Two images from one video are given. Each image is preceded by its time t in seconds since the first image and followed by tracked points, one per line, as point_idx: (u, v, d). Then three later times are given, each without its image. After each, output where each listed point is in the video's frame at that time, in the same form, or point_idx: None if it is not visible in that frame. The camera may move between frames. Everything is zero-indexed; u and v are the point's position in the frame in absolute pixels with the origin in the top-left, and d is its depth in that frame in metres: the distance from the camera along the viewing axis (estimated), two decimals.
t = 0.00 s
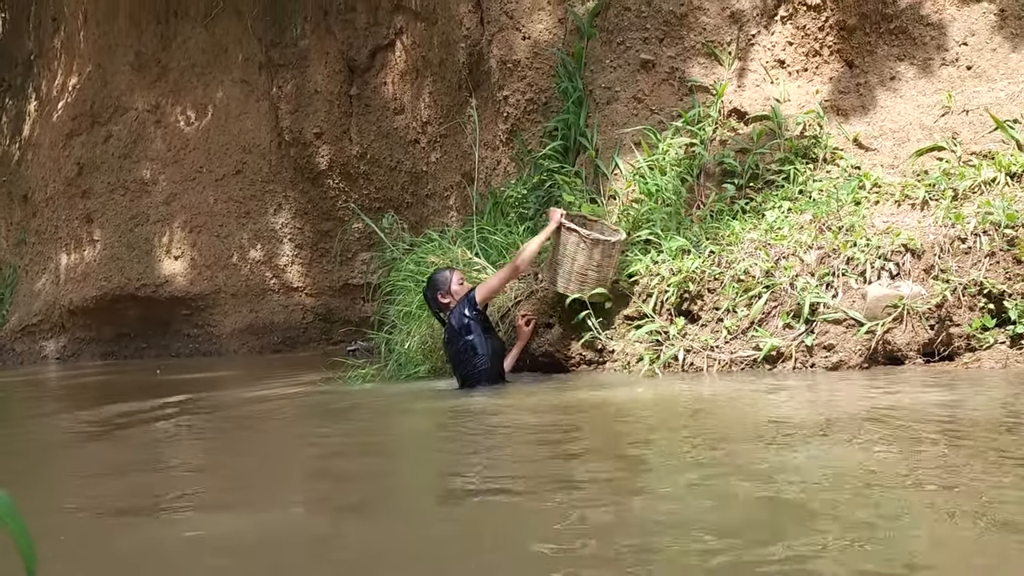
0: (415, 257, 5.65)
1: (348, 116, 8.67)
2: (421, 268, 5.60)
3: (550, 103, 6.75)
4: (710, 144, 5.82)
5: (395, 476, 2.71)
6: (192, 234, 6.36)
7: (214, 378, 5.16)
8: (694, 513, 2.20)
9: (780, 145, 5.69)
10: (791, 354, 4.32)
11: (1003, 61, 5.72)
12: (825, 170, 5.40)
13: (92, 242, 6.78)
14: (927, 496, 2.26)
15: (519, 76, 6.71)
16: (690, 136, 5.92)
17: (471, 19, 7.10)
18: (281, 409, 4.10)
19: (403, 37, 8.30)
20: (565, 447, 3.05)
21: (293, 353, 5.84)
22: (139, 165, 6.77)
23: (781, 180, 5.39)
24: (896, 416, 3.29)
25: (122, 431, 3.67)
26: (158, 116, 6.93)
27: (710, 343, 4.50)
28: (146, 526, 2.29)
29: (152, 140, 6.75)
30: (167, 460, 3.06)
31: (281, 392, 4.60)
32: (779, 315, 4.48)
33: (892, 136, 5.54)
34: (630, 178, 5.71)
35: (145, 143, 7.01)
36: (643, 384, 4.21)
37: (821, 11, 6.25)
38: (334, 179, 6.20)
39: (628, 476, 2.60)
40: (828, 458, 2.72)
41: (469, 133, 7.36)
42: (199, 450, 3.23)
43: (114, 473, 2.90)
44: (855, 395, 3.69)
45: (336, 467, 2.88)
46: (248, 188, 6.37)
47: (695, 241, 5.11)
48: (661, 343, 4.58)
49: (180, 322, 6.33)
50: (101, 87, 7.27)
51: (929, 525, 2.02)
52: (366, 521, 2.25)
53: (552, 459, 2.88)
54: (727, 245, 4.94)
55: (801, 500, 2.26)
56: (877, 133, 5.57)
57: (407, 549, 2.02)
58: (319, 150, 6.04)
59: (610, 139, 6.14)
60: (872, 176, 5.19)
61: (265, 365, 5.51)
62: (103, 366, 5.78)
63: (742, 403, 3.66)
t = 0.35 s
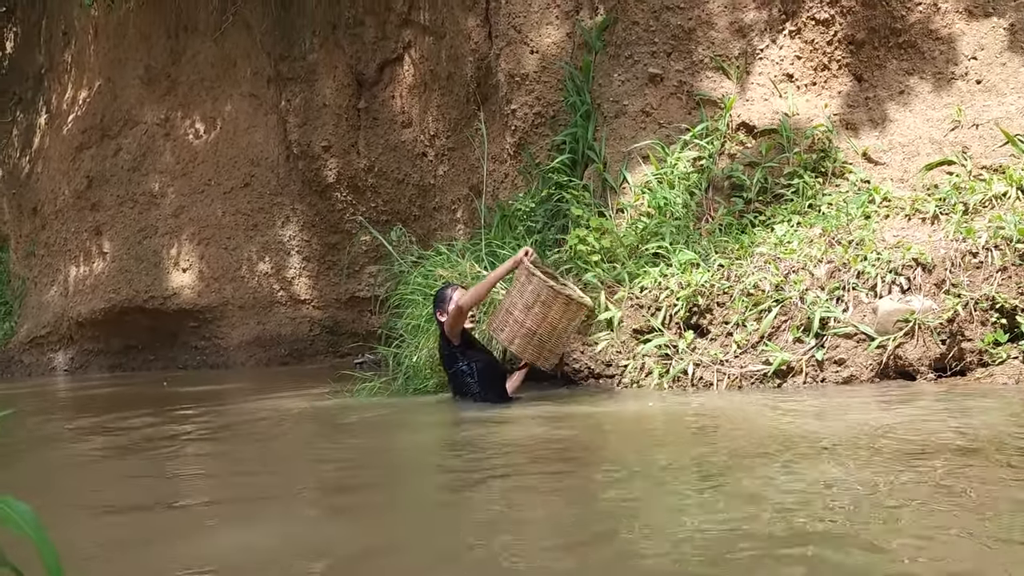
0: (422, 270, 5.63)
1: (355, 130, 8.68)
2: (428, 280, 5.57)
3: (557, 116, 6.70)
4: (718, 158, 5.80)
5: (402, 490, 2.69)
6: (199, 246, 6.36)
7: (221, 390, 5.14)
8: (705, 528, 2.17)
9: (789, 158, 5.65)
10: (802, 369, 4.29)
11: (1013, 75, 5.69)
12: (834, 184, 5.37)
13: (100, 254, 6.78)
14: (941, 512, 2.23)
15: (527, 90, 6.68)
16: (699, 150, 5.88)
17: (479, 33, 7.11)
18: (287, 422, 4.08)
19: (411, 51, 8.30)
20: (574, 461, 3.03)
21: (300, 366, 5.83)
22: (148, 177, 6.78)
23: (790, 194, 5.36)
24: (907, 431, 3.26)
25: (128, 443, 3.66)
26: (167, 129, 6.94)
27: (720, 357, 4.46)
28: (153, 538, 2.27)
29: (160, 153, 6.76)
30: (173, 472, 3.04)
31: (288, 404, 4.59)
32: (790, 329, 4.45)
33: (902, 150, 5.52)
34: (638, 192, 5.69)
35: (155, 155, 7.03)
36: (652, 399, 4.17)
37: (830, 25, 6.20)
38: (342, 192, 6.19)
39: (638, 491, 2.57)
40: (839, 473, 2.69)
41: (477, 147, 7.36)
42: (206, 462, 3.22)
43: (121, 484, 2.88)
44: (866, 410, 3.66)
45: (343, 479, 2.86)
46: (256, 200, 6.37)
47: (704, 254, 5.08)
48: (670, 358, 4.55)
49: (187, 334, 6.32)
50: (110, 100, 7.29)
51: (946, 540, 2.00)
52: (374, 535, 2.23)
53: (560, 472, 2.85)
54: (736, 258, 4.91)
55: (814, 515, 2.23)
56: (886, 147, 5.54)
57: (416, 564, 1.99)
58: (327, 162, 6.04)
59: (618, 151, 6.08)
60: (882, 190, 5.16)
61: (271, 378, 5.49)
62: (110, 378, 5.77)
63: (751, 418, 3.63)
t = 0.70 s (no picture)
0: (435, 279, 5.63)
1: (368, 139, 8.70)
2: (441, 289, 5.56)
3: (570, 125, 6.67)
4: (732, 168, 5.77)
5: (413, 498, 2.68)
6: (213, 255, 6.38)
7: (233, 398, 5.16)
8: (717, 538, 2.16)
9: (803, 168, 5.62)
10: (817, 380, 4.25)
11: None
12: (849, 195, 5.32)
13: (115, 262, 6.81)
14: (957, 524, 2.20)
15: (540, 100, 6.67)
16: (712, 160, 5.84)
17: (492, 43, 7.12)
18: (298, 430, 4.07)
19: (425, 61, 8.32)
20: (586, 471, 3.01)
21: (312, 374, 5.83)
22: (163, 186, 6.81)
23: (805, 205, 5.32)
24: (923, 442, 3.23)
25: (141, 450, 3.67)
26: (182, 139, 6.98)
27: (734, 368, 4.43)
28: (166, 546, 2.26)
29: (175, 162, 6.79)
30: (184, 479, 3.05)
31: (300, 413, 4.59)
32: (805, 340, 4.40)
33: (917, 160, 5.47)
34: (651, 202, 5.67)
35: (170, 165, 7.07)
36: (664, 410, 4.14)
37: (844, 35, 6.15)
38: (355, 201, 6.19)
39: (650, 501, 2.56)
40: (853, 484, 2.67)
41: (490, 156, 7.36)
42: (218, 469, 3.22)
43: (134, 491, 2.88)
44: (882, 422, 3.62)
45: (356, 489, 2.84)
46: (269, 209, 6.38)
47: (718, 265, 5.05)
48: (684, 368, 4.51)
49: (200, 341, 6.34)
50: (127, 110, 7.35)
51: (969, 554, 1.96)
52: (384, 543, 2.22)
53: (572, 482, 2.84)
54: (750, 269, 4.88)
55: (827, 527, 2.21)
56: (901, 157, 5.49)
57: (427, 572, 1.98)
58: (340, 172, 6.05)
59: (632, 161, 6.06)
60: (897, 201, 5.12)
61: (283, 386, 5.50)
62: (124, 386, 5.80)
63: (765, 429, 3.60)
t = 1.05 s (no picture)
0: (449, 282, 5.63)
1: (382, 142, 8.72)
2: (454, 292, 5.56)
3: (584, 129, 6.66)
4: (746, 171, 5.73)
5: (424, 501, 2.68)
6: (229, 258, 6.40)
7: (247, 401, 5.18)
8: (729, 542, 2.15)
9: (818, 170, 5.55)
10: (833, 384, 4.22)
11: None
12: (865, 198, 5.27)
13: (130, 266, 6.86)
14: (972, 529, 2.18)
15: (553, 103, 6.65)
16: (727, 163, 5.80)
17: (505, 47, 7.11)
18: (311, 433, 4.09)
19: (438, 65, 8.32)
20: (598, 474, 3.00)
21: (325, 377, 5.85)
22: (178, 191, 6.85)
23: (819, 208, 5.26)
24: (939, 447, 3.20)
25: (155, 451, 3.69)
26: (197, 142, 7.01)
27: (747, 370, 4.40)
28: (182, 546, 2.28)
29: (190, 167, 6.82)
30: (197, 481, 3.06)
31: (313, 415, 4.61)
32: (820, 343, 4.38)
33: (933, 162, 5.40)
34: (665, 204, 5.65)
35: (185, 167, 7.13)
36: (678, 414, 4.10)
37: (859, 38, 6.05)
38: (368, 205, 6.17)
39: (662, 505, 2.54)
40: (868, 489, 2.65)
41: (502, 160, 7.36)
42: (230, 471, 3.23)
43: (148, 493, 2.89)
44: (897, 426, 3.60)
45: (368, 491, 2.84)
46: (284, 213, 6.39)
47: (733, 268, 5.01)
48: (697, 371, 4.49)
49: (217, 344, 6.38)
50: (143, 114, 7.41)
51: (988, 559, 1.95)
52: (393, 546, 2.21)
53: (585, 486, 2.83)
54: (765, 272, 4.85)
55: (841, 531, 2.20)
56: (918, 160, 5.43)
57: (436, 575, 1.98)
58: (354, 176, 6.04)
59: (645, 163, 6.04)
60: (913, 204, 5.07)
61: (296, 389, 5.52)
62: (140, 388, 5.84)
63: (780, 433, 3.59)
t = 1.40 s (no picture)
0: (457, 284, 5.63)
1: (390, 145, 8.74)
2: (463, 293, 5.56)
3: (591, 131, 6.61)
4: (755, 172, 5.71)
5: (434, 502, 2.68)
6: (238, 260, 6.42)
7: (256, 402, 5.19)
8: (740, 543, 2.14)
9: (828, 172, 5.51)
10: (842, 386, 4.18)
11: None
12: (874, 199, 5.24)
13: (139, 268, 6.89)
14: (985, 530, 2.17)
15: (561, 105, 6.64)
16: (735, 163, 5.77)
17: (514, 49, 7.10)
18: (320, 434, 4.09)
19: (446, 67, 8.29)
20: (608, 476, 3.00)
21: (334, 379, 5.85)
22: (187, 193, 6.88)
23: (829, 209, 5.25)
24: (950, 448, 3.19)
25: (165, 452, 3.70)
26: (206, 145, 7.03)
27: (756, 372, 4.39)
28: (193, 547, 2.28)
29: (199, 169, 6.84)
30: (207, 482, 3.07)
31: (322, 417, 4.61)
32: (830, 344, 4.35)
33: (943, 163, 5.38)
34: (673, 206, 5.64)
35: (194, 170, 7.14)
36: (687, 416, 4.09)
37: (869, 39, 6.02)
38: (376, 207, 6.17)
39: (672, 506, 2.54)
40: (879, 490, 2.64)
41: (511, 161, 7.35)
42: (240, 472, 3.24)
43: (159, 494, 2.90)
44: (908, 427, 3.58)
45: (378, 492, 2.85)
46: (292, 215, 6.39)
47: (742, 270, 4.99)
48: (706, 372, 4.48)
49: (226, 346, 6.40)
50: (152, 117, 7.45)
51: (1004, 561, 1.93)
52: (404, 547, 2.22)
53: (595, 488, 2.82)
54: (774, 273, 4.83)
55: (852, 532, 2.19)
56: (928, 161, 5.40)
57: None
58: (362, 178, 6.05)
59: (653, 165, 6.02)
60: (923, 204, 5.04)
61: (304, 391, 5.53)
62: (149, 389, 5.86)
63: (790, 434, 3.57)
